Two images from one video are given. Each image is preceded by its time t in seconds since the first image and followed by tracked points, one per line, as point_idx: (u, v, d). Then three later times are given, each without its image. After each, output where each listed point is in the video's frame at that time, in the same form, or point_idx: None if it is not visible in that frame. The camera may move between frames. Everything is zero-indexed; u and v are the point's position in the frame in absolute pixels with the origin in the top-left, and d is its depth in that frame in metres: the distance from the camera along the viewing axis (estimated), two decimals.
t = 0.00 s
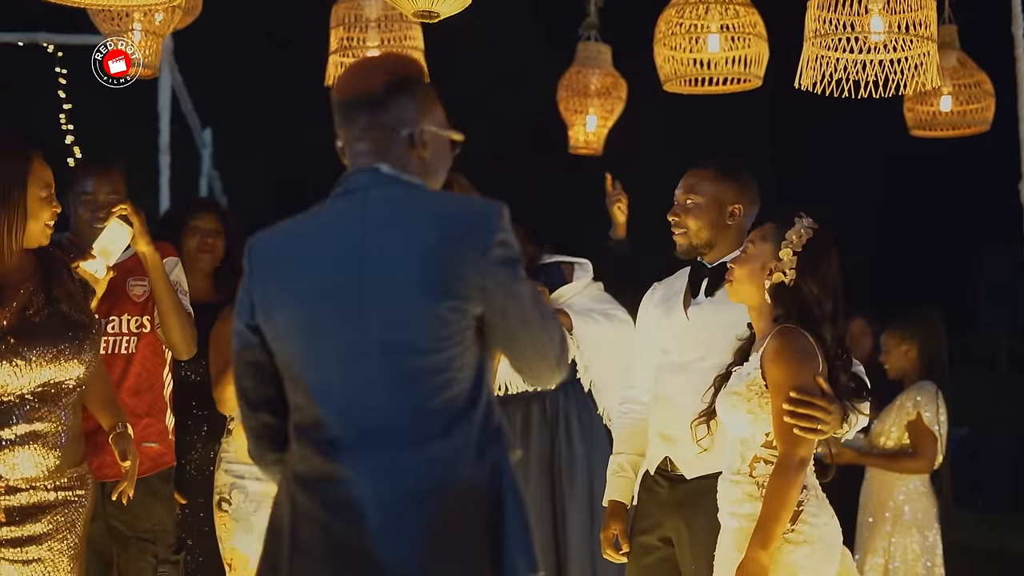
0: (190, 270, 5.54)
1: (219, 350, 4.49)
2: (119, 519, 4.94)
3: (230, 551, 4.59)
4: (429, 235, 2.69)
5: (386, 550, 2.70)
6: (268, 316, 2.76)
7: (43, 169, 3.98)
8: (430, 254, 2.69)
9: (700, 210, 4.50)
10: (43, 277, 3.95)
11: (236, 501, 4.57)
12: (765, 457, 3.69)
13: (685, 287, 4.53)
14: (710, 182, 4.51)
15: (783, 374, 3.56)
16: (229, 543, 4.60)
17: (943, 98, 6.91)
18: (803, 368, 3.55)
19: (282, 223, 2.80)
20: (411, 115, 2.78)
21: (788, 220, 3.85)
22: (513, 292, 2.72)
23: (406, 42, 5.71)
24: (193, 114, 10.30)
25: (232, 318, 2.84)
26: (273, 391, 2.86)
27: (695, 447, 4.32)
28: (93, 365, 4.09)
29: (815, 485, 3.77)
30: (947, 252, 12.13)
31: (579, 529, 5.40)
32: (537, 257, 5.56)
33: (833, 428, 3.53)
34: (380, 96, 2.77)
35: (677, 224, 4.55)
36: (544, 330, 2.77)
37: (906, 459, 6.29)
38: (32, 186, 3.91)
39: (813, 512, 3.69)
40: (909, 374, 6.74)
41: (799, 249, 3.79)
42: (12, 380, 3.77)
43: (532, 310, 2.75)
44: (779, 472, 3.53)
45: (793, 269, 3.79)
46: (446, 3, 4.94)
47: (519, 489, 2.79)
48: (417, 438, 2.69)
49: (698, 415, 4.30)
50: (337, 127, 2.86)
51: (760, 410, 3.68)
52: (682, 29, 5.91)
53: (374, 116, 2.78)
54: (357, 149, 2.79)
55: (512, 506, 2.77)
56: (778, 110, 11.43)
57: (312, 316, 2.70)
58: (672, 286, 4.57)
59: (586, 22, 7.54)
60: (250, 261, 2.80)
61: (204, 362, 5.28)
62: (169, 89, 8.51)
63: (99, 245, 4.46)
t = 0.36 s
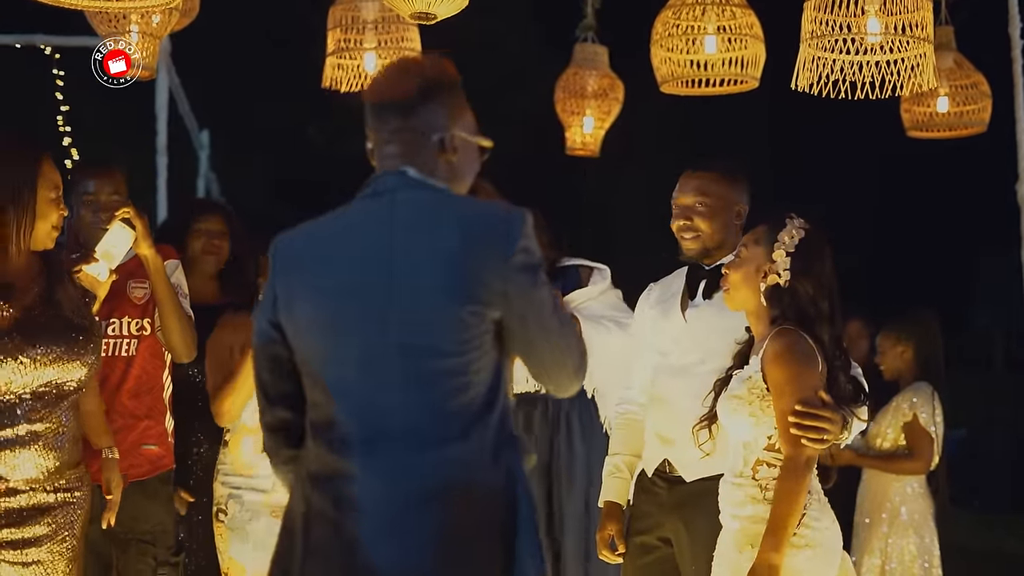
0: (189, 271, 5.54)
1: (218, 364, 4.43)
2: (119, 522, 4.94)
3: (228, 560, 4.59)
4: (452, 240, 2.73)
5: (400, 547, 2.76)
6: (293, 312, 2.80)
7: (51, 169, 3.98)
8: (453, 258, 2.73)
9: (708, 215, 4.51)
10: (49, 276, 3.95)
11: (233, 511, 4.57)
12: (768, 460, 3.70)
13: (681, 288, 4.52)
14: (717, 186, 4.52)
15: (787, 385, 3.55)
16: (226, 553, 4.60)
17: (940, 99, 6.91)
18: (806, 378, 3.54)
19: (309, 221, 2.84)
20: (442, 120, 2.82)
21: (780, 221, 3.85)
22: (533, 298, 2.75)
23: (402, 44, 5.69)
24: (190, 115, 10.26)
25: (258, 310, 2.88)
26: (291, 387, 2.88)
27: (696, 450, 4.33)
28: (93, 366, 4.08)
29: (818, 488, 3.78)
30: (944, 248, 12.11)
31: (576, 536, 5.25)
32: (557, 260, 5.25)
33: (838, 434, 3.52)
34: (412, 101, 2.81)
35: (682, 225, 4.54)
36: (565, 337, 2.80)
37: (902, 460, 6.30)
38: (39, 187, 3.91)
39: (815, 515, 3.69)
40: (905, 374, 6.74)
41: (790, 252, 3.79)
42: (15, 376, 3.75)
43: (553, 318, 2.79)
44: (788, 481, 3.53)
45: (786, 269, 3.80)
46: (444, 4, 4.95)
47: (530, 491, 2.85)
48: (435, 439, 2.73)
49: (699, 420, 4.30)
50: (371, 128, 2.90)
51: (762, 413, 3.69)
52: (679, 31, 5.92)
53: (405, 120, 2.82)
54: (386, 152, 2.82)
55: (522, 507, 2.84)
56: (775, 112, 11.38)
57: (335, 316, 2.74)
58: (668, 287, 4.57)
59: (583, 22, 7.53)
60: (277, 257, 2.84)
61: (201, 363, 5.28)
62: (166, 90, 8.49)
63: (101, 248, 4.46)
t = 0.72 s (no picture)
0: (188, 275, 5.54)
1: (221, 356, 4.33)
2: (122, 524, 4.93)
3: (225, 552, 4.47)
4: (464, 241, 2.67)
5: (399, 550, 2.65)
6: (300, 310, 2.73)
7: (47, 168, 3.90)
8: (463, 260, 2.66)
9: (715, 217, 4.49)
10: (52, 276, 3.90)
11: (232, 502, 4.46)
12: (767, 460, 3.70)
13: (679, 290, 4.52)
14: (725, 189, 4.50)
15: (793, 386, 3.53)
16: (222, 545, 4.47)
17: (939, 100, 6.91)
18: (812, 380, 3.53)
19: (321, 215, 2.77)
20: (462, 121, 2.76)
21: (784, 221, 3.86)
22: (543, 308, 2.70)
23: (402, 46, 5.69)
24: (189, 117, 10.25)
25: (264, 306, 2.81)
26: (296, 374, 2.82)
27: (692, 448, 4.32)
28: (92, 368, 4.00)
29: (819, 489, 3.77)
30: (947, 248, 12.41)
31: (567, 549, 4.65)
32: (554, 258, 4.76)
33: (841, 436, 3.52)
34: (434, 101, 2.74)
35: (687, 226, 4.52)
36: (572, 350, 2.74)
37: (901, 460, 6.30)
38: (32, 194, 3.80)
39: (815, 515, 3.69)
40: (903, 375, 6.74)
41: (796, 251, 3.80)
42: (7, 377, 3.66)
43: (562, 328, 2.72)
44: (793, 485, 3.51)
45: (791, 269, 3.80)
46: (443, 5, 4.94)
47: (532, 501, 2.77)
48: (439, 442, 2.65)
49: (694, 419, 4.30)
50: (388, 126, 2.84)
51: (763, 413, 3.69)
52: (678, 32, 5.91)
53: (426, 120, 2.75)
54: (404, 152, 2.76)
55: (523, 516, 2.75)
56: (776, 114, 11.60)
57: (342, 312, 2.66)
58: (665, 289, 4.57)
59: (582, 24, 7.53)
60: (286, 250, 2.77)
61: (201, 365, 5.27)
62: (166, 91, 8.48)
63: (104, 250, 4.46)
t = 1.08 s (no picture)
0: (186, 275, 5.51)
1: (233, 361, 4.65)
2: (124, 525, 4.83)
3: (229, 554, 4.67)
4: (448, 240, 2.47)
5: (380, 565, 2.48)
6: (278, 310, 2.54)
7: (31, 162, 3.80)
8: (449, 259, 2.47)
9: (720, 214, 4.48)
10: (54, 271, 3.82)
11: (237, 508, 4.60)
12: (773, 469, 3.67)
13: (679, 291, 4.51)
14: (729, 188, 4.49)
15: (800, 397, 3.49)
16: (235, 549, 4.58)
17: (941, 101, 6.89)
18: (819, 390, 3.49)
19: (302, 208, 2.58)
20: (447, 115, 2.57)
21: (782, 224, 3.82)
22: (531, 311, 2.51)
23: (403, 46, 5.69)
24: (190, 117, 10.24)
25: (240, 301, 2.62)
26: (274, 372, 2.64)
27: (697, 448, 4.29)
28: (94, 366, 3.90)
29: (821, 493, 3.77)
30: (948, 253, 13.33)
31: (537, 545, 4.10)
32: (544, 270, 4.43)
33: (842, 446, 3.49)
34: (418, 94, 2.55)
35: (693, 222, 4.50)
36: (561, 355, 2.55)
37: (902, 461, 6.30)
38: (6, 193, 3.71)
39: (818, 523, 3.70)
40: (904, 375, 6.73)
41: (790, 255, 3.74)
42: None
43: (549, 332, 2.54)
44: (795, 495, 3.48)
45: (788, 272, 3.75)
46: (444, 5, 4.94)
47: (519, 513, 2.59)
48: (422, 451, 2.47)
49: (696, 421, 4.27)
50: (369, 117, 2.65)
51: (770, 424, 3.64)
52: (679, 32, 5.90)
53: (408, 115, 2.56)
54: (385, 147, 2.57)
55: (510, 526, 2.57)
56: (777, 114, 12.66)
57: (321, 312, 2.48)
58: (665, 290, 4.56)
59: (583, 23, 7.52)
60: (264, 242, 2.58)
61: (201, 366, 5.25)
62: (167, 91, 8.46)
63: (110, 249, 4.39)
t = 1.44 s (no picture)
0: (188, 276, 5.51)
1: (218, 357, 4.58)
2: (124, 521, 4.89)
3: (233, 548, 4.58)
4: (419, 240, 2.51)
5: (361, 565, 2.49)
6: (245, 314, 2.53)
7: (34, 161, 3.79)
8: (417, 260, 2.50)
9: (732, 211, 4.49)
10: (58, 272, 3.79)
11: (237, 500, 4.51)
12: (768, 467, 3.67)
13: (681, 291, 4.50)
14: (741, 187, 4.52)
15: (798, 395, 3.47)
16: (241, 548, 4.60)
17: (942, 101, 6.88)
18: (819, 386, 3.47)
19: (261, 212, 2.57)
20: (405, 110, 2.57)
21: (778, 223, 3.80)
22: (499, 307, 2.56)
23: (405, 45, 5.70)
24: (192, 117, 10.23)
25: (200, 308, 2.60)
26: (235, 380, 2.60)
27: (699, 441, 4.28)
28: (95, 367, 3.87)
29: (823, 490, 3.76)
30: (949, 249, 13.28)
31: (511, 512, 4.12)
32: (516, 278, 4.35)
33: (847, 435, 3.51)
34: (374, 89, 2.53)
35: (707, 219, 4.49)
36: (524, 348, 2.60)
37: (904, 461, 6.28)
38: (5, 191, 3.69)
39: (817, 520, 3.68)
40: (905, 375, 6.73)
41: (787, 248, 3.73)
42: None
43: (513, 327, 2.59)
44: (800, 496, 3.47)
45: (782, 265, 3.74)
46: (446, 5, 4.94)
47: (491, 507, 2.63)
48: (398, 450, 2.49)
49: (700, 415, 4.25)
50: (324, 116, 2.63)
51: (765, 422, 3.63)
52: (681, 32, 5.91)
53: (364, 110, 2.55)
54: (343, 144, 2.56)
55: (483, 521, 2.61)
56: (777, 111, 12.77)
57: (290, 317, 2.49)
58: (667, 289, 4.54)
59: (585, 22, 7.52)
60: (223, 246, 2.56)
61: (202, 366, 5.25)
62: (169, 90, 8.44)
63: (119, 248, 4.26)
